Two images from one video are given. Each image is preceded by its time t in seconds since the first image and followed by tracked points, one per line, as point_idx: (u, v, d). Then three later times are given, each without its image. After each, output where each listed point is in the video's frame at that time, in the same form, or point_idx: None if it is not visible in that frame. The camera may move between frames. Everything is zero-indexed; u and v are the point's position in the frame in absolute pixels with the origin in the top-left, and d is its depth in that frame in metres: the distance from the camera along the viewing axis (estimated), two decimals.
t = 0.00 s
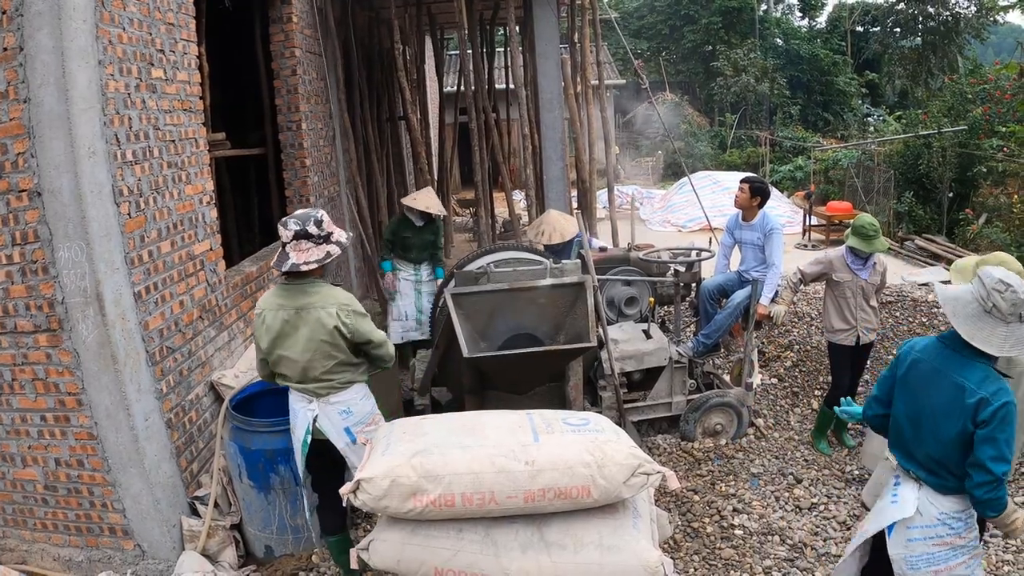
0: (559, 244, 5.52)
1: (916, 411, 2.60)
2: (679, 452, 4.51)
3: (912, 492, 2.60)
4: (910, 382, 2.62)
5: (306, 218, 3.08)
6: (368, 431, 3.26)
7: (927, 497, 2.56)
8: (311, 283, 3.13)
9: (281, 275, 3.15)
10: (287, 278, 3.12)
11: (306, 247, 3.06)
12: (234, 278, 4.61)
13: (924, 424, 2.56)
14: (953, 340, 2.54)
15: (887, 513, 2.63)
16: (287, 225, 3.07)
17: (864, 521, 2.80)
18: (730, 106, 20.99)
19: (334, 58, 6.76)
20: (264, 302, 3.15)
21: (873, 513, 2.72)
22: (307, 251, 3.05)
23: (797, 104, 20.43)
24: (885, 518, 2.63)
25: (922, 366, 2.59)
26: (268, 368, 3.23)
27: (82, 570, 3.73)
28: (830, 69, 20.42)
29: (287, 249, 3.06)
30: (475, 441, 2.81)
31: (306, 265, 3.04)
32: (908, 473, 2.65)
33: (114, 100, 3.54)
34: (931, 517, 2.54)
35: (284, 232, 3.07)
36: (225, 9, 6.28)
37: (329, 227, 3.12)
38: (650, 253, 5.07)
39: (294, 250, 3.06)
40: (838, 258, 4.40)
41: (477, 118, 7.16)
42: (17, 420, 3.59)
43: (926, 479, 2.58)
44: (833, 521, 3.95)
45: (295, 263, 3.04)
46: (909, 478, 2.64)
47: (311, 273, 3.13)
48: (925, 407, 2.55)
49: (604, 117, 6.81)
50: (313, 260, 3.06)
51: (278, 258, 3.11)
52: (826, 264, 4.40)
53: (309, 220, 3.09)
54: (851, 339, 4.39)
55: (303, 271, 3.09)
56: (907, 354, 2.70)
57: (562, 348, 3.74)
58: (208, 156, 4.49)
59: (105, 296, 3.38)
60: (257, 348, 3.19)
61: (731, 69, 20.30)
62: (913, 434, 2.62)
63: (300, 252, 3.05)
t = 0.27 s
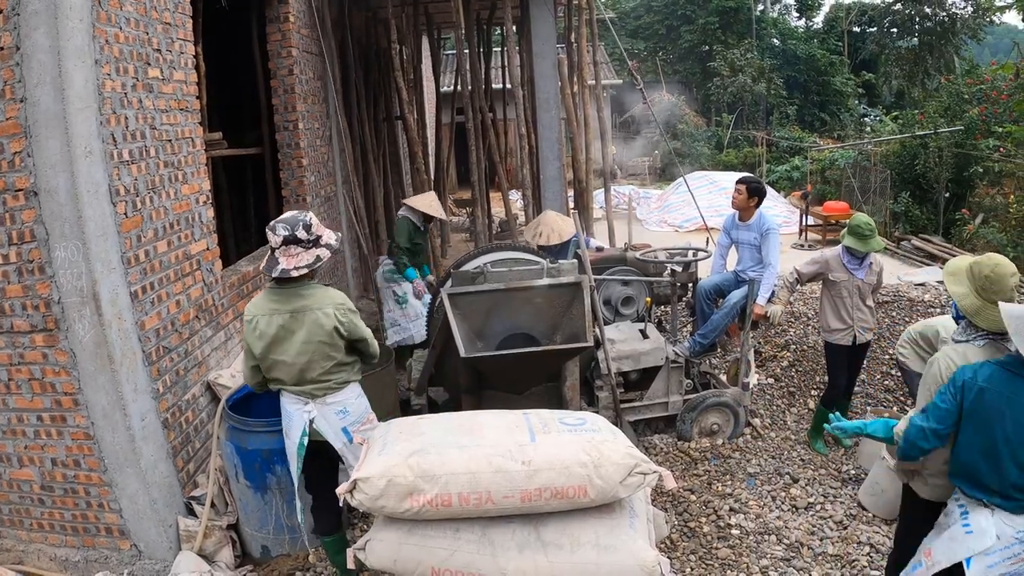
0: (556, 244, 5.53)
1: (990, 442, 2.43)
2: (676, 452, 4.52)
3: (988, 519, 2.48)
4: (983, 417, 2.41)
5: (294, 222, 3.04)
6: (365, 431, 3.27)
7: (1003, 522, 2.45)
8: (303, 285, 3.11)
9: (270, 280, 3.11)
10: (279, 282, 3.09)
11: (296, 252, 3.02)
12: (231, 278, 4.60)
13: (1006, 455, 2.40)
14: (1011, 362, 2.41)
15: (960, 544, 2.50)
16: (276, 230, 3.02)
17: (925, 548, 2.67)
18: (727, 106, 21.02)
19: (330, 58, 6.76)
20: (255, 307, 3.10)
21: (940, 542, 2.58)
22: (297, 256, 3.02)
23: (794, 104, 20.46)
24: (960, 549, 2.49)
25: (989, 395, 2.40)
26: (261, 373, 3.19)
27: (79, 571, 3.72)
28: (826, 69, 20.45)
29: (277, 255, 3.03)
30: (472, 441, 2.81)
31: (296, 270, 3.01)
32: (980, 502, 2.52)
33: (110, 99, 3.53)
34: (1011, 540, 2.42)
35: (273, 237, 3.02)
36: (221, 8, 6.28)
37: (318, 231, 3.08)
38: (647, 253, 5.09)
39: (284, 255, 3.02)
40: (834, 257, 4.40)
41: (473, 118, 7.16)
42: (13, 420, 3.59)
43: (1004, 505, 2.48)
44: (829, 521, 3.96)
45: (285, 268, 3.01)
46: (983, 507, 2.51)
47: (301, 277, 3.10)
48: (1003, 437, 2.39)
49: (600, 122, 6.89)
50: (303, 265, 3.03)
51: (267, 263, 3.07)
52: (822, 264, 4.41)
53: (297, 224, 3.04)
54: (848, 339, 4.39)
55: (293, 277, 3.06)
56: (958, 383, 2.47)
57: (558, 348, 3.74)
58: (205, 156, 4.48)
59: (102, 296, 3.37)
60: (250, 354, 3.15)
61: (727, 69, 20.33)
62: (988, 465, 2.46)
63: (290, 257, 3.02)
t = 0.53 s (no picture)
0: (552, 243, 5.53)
1: None
2: (672, 451, 4.52)
3: None
4: None
5: (283, 225, 3.02)
6: (359, 430, 3.26)
7: None
8: (293, 287, 3.10)
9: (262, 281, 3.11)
10: (270, 284, 3.08)
11: (286, 255, 3.02)
12: (226, 278, 4.60)
13: None
14: None
15: (1005, 539, 2.56)
16: (265, 233, 3.01)
17: (975, 550, 2.74)
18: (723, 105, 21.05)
19: (326, 57, 6.76)
20: (247, 309, 3.09)
21: (986, 541, 2.66)
22: (288, 258, 3.02)
23: (790, 103, 20.49)
24: (1005, 544, 2.56)
25: None
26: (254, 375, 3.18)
27: (75, 571, 3.71)
28: (822, 69, 20.48)
29: (267, 258, 3.02)
30: (468, 441, 2.81)
31: (287, 273, 3.01)
32: None
33: (106, 99, 3.53)
34: None
35: (262, 240, 3.01)
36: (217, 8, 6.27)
37: (307, 233, 3.07)
38: (642, 251, 5.09)
39: (275, 258, 3.02)
40: (829, 256, 4.40)
41: (470, 118, 7.17)
42: (8, 421, 3.58)
43: None
44: (826, 520, 3.96)
45: (276, 272, 3.01)
46: None
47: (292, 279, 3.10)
48: None
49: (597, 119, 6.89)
50: (293, 267, 3.03)
51: (257, 267, 3.06)
52: (818, 263, 4.41)
53: (286, 227, 3.03)
54: (844, 339, 4.38)
55: (283, 280, 3.05)
56: (1005, 376, 2.57)
57: (554, 347, 3.74)
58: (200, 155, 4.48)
59: (97, 296, 3.37)
60: (243, 356, 3.14)
61: (723, 69, 20.38)
62: None
63: (280, 260, 3.01)
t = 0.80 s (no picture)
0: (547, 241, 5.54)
1: None
2: (667, 449, 4.53)
3: None
4: None
5: (270, 222, 3.00)
6: (345, 432, 3.24)
7: None
8: (281, 286, 3.08)
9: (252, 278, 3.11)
10: (258, 282, 3.07)
11: (272, 253, 2.99)
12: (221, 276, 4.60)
13: None
14: None
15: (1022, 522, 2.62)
16: (252, 232, 3.00)
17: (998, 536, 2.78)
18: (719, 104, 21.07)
19: (322, 55, 6.75)
20: (236, 305, 3.10)
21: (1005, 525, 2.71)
22: (274, 256, 2.99)
23: (785, 102, 20.52)
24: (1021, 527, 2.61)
25: None
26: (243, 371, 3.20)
27: (69, 570, 3.71)
28: (818, 67, 20.50)
29: (254, 255, 3.00)
30: (463, 439, 2.80)
31: (274, 271, 2.99)
32: None
33: (100, 96, 3.52)
34: None
35: (249, 238, 3.00)
36: (211, 5, 6.26)
37: (295, 231, 3.04)
38: (637, 250, 5.10)
39: (261, 256, 3.00)
40: (824, 254, 4.41)
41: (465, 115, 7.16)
42: (2, 419, 3.57)
43: None
44: (820, 517, 3.97)
45: (262, 270, 2.99)
46: None
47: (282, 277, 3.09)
48: None
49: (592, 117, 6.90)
50: (281, 265, 3.00)
51: (245, 265, 3.05)
52: (812, 262, 4.42)
53: (274, 225, 3.01)
54: (839, 337, 4.39)
55: (270, 277, 3.03)
56: None
57: (548, 345, 3.74)
58: (195, 153, 4.47)
59: (92, 294, 3.36)
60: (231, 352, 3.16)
61: (719, 67, 20.39)
62: None
63: (266, 258, 2.99)
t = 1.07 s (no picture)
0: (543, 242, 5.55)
1: None
2: (662, 451, 4.53)
3: None
4: None
5: (267, 222, 2.99)
6: (335, 436, 3.22)
7: None
8: (272, 288, 3.07)
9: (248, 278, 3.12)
10: (251, 282, 3.08)
11: (267, 253, 2.99)
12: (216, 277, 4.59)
13: None
14: None
15: None
16: (248, 230, 2.99)
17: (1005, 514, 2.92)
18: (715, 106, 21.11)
19: (318, 56, 6.75)
20: (229, 305, 3.13)
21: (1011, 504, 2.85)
22: (268, 256, 2.99)
23: (781, 104, 20.57)
24: None
25: None
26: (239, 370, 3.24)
27: (64, 571, 3.70)
28: (813, 69, 20.55)
29: (248, 254, 3.01)
30: (458, 440, 2.79)
31: (266, 271, 2.98)
32: None
33: (96, 97, 3.52)
34: None
35: (245, 237, 3.00)
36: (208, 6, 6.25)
37: (290, 232, 3.03)
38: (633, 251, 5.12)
39: (255, 255, 3.00)
40: (818, 255, 4.42)
41: (461, 117, 7.17)
42: None
43: None
44: (815, 519, 3.98)
45: (255, 268, 2.99)
46: None
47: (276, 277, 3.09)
48: None
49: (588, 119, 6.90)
50: (274, 265, 3.00)
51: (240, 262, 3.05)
52: (807, 264, 4.42)
53: (269, 224, 3.00)
54: (834, 339, 4.38)
55: (263, 277, 3.03)
56: None
57: (543, 347, 3.74)
58: (190, 153, 4.47)
59: (87, 295, 3.36)
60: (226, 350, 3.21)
61: (715, 69, 20.43)
62: None
63: (260, 257, 2.99)
